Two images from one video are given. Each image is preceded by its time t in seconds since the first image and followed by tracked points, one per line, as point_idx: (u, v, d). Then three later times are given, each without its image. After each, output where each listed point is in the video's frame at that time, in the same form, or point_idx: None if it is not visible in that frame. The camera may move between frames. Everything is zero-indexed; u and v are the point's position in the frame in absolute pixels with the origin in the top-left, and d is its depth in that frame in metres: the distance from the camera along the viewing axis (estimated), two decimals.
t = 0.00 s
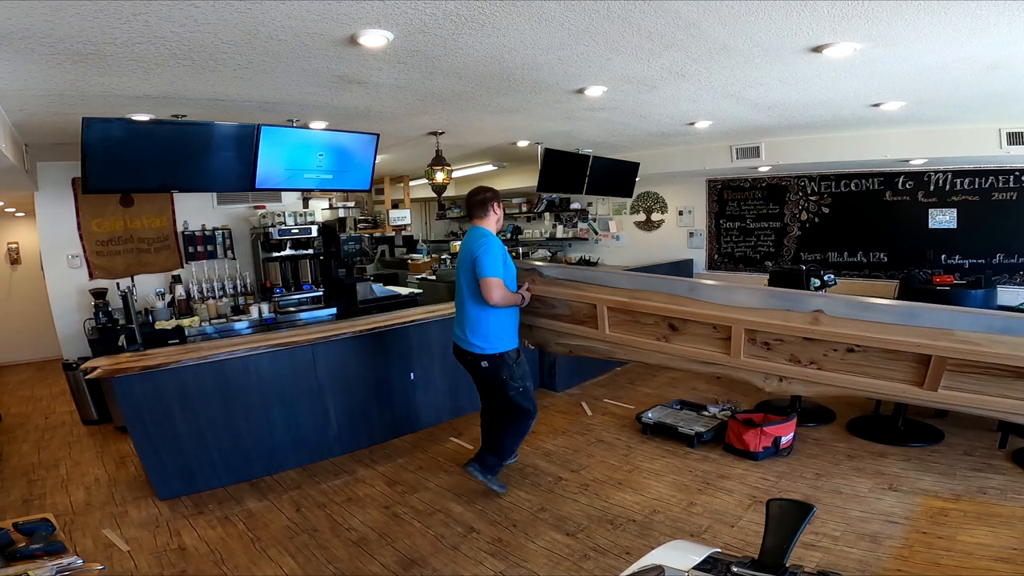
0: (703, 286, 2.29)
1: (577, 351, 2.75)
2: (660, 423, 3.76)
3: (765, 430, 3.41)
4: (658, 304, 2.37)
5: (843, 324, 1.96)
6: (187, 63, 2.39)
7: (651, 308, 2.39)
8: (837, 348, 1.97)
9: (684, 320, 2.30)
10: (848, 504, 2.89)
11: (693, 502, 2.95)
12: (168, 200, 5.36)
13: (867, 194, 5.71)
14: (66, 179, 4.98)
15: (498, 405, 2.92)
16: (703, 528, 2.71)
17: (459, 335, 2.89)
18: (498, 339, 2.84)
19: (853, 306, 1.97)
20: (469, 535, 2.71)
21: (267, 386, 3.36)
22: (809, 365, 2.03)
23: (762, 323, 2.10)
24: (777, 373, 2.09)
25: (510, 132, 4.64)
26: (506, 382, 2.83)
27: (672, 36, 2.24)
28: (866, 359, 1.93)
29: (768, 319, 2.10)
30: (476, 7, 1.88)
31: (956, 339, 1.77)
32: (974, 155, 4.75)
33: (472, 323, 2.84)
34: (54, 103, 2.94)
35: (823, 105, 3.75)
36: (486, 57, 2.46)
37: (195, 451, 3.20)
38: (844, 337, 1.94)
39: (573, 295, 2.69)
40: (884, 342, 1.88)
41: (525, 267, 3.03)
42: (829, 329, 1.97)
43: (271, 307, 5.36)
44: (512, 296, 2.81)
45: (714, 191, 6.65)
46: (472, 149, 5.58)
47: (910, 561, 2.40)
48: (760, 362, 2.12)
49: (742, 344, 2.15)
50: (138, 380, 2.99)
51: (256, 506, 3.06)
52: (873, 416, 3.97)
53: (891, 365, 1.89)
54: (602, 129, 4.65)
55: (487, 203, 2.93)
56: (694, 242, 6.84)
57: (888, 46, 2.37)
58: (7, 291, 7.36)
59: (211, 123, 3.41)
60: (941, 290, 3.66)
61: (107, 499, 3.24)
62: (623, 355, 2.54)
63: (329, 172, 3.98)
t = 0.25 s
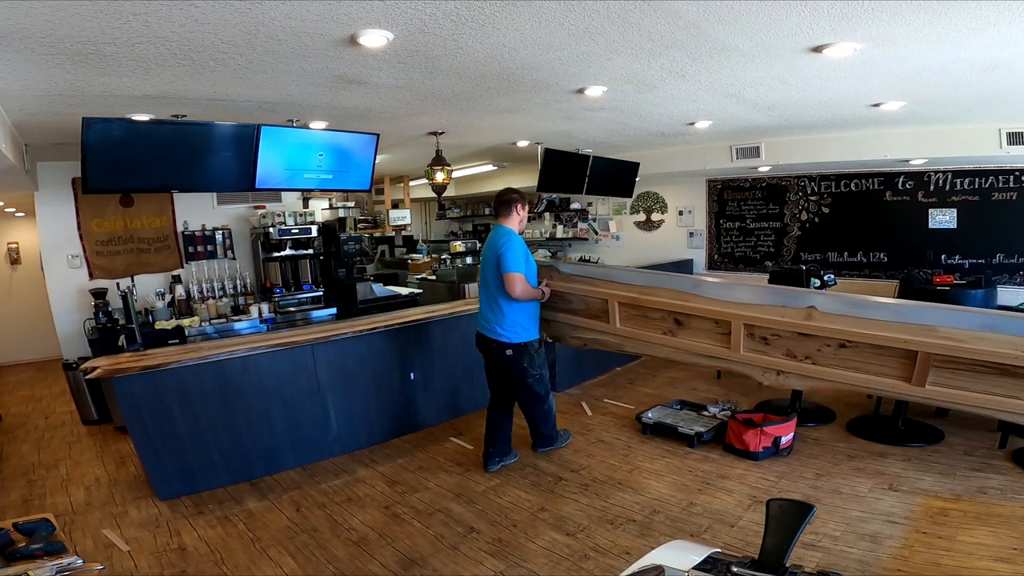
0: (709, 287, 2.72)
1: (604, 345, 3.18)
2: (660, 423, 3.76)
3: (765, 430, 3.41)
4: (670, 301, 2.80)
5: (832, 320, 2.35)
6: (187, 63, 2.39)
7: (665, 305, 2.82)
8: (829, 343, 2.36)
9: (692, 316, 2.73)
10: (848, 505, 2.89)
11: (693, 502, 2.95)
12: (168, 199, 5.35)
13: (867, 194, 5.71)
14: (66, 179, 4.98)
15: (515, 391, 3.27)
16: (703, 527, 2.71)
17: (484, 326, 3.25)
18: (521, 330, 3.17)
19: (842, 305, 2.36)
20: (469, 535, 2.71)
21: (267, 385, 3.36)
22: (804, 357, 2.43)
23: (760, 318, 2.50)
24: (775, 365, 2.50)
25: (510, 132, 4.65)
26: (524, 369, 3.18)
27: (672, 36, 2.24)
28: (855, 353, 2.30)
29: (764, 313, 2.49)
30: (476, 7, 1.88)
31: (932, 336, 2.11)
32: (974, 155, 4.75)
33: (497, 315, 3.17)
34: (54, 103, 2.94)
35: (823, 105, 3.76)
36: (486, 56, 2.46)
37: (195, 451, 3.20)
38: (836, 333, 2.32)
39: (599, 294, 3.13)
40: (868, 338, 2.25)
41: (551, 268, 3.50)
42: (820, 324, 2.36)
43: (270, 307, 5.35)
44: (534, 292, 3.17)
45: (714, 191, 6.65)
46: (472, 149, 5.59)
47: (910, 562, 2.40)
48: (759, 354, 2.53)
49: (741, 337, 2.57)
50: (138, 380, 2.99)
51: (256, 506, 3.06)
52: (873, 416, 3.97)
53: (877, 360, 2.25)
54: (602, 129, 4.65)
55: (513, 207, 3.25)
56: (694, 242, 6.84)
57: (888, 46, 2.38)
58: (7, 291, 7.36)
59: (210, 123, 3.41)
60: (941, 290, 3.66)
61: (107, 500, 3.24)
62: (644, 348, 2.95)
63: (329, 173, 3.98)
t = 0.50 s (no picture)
0: (716, 287, 3.03)
1: (614, 340, 3.49)
2: (660, 423, 3.76)
3: (765, 430, 3.41)
4: (681, 300, 3.12)
5: (825, 318, 2.67)
6: (188, 63, 2.39)
7: (674, 304, 3.15)
8: (824, 340, 2.68)
9: (698, 314, 3.06)
10: (848, 505, 2.89)
11: (693, 502, 2.95)
12: (168, 199, 5.35)
13: (867, 194, 5.71)
14: (66, 179, 4.99)
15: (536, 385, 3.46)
16: (703, 527, 2.71)
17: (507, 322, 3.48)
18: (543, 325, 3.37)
19: (838, 303, 2.67)
20: (469, 535, 2.71)
21: (267, 386, 3.36)
22: (800, 352, 2.76)
23: (762, 317, 2.83)
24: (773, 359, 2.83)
25: (510, 132, 4.64)
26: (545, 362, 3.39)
27: (672, 36, 2.24)
28: (849, 349, 2.62)
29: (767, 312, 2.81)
30: (475, 7, 1.88)
31: (911, 333, 2.45)
32: (974, 155, 4.75)
33: (518, 311, 3.39)
34: (54, 103, 2.94)
35: (823, 105, 3.76)
36: (486, 57, 2.46)
37: (195, 451, 3.20)
38: (830, 331, 2.64)
39: (615, 293, 3.41)
40: (858, 335, 2.57)
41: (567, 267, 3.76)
42: (816, 322, 2.68)
43: (270, 307, 5.34)
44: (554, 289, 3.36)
45: (714, 191, 6.65)
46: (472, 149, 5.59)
47: (910, 562, 2.40)
48: (760, 350, 2.86)
49: (744, 334, 2.90)
50: (138, 380, 2.99)
51: (256, 506, 3.06)
52: (873, 417, 3.97)
53: (866, 355, 2.57)
54: (602, 130, 4.65)
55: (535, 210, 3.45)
56: (694, 242, 6.84)
57: (888, 46, 2.38)
58: (7, 291, 7.37)
59: (210, 123, 3.41)
60: (941, 290, 3.66)
61: (107, 499, 3.24)
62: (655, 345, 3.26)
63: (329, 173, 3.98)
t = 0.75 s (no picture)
0: (715, 281, 3.05)
1: (626, 332, 3.53)
2: (660, 423, 3.76)
3: (765, 430, 3.41)
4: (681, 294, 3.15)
5: (817, 313, 2.69)
6: (188, 63, 2.39)
7: (676, 297, 3.18)
8: (817, 334, 2.70)
9: (700, 307, 3.09)
10: (848, 504, 2.89)
11: (693, 502, 2.95)
12: (168, 199, 5.35)
13: (867, 194, 5.71)
14: (66, 179, 4.98)
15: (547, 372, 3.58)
16: (703, 527, 2.70)
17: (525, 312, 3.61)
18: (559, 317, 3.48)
19: (829, 297, 2.68)
20: (469, 535, 2.71)
21: (267, 386, 3.36)
22: (795, 346, 2.78)
23: (758, 311, 2.85)
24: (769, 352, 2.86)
25: (510, 132, 4.64)
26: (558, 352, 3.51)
27: (672, 36, 2.24)
28: (841, 343, 2.63)
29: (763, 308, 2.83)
30: (474, 7, 1.88)
31: (901, 329, 2.45)
32: (974, 155, 4.76)
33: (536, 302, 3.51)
34: (53, 103, 2.94)
35: (823, 105, 3.76)
36: (486, 57, 2.46)
37: (195, 451, 3.20)
38: (823, 325, 2.66)
39: (627, 287, 3.44)
40: (849, 330, 2.58)
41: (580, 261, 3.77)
42: (809, 317, 2.70)
43: (270, 307, 5.34)
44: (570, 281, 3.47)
45: (714, 191, 6.65)
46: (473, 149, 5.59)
47: (910, 562, 2.40)
48: (758, 343, 2.89)
49: (741, 327, 2.93)
50: (138, 380, 2.99)
51: (256, 506, 3.06)
52: (873, 417, 3.96)
53: (858, 349, 2.58)
54: (601, 130, 4.65)
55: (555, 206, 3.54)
56: (694, 242, 6.84)
57: (888, 46, 2.37)
58: (7, 291, 7.37)
59: (211, 124, 3.40)
60: (941, 290, 3.66)
61: (107, 499, 3.24)
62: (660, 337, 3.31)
63: (329, 173, 3.98)
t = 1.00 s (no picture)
0: (715, 279, 3.18)
1: (638, 328, 3.65)
2: (660, 423, 3.76)
3: (765, 430, 3.41)
4: (683, 292, 3.28)
5: (807, 311, 2.79)
6: (188, 63, 2.39)
7: (679, 295, 3.31)
8: (806, 331, 2.81)
9: (701, 305, 3.21)
10: (848, 505, 2.89)
11: (693, 502, 2.95)
12: (168, 199, 5.35)
13: (867, 194, 5.71)
14: (66, 179, 4.98)
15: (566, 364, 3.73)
16: (703, 528, 2.70)
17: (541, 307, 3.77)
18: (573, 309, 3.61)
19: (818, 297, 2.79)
20: (469, 535, 2.71)
21: (267, 386, 3.36)
22: (786, 343, 2.89)
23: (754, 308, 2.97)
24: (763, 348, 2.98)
25: (510, 132, 4.64)
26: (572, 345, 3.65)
27: (672, 36, 2.24)
28: (828, 341, 2.74)
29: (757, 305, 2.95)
30: (474, 7, 1.88)
31: (885, 328, 2.55)
32: (974, 155, 4.75)
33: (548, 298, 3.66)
34: (53, 103, 2.94)
35: (823, 105, 3.76)
36: (486, 57, 2.46)
37: (195, 451, 3.20)
38: (812, 322, 2.77)
39: (637, 284, 3.56)
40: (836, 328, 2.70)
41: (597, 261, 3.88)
42: (799, 314, 2.81)
43: (270, 307, 5.33)
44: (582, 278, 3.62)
45: (714, 191, 6.65)
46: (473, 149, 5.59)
47: (910, 562, 2.40)
48: (753, 339, 3.00)
49: (738, 324, 3.05)
50: (138, 380, 2.99)
51: (256, 506, 3.06)
52: (873, 417, 3.96)
53: (844, 347, 2.69)
54: (601, 129, 4.65)
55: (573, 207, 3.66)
56: (694, 242, 6.83)
57: (888, 46, 2.37)
58: (7, 291, 7.37)
59: (211, 124, 3.40)
60: (941, 290, 3.66)
61: (107, 499, 3.24)
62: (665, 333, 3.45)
63: (329, 173, 3.98)
